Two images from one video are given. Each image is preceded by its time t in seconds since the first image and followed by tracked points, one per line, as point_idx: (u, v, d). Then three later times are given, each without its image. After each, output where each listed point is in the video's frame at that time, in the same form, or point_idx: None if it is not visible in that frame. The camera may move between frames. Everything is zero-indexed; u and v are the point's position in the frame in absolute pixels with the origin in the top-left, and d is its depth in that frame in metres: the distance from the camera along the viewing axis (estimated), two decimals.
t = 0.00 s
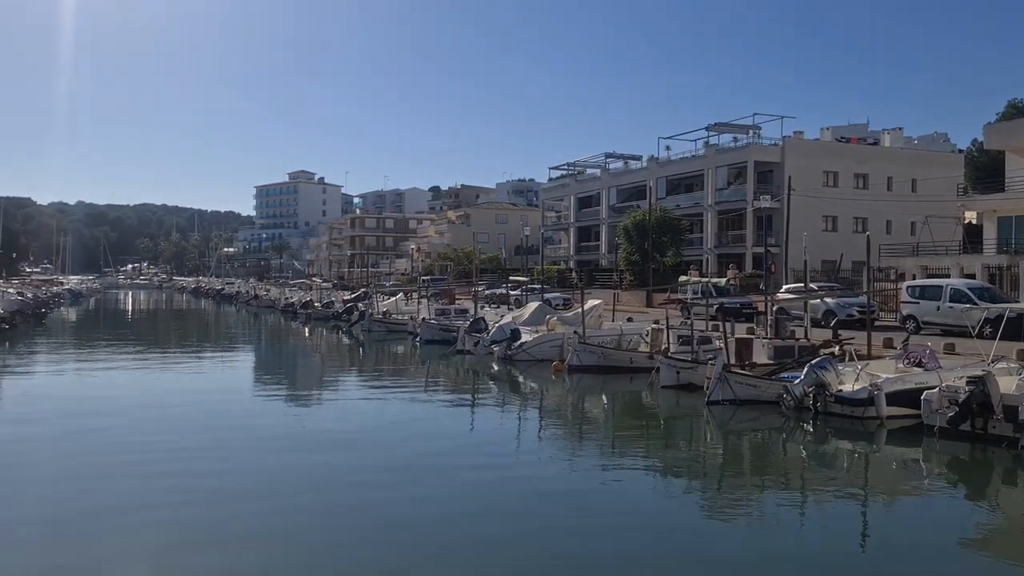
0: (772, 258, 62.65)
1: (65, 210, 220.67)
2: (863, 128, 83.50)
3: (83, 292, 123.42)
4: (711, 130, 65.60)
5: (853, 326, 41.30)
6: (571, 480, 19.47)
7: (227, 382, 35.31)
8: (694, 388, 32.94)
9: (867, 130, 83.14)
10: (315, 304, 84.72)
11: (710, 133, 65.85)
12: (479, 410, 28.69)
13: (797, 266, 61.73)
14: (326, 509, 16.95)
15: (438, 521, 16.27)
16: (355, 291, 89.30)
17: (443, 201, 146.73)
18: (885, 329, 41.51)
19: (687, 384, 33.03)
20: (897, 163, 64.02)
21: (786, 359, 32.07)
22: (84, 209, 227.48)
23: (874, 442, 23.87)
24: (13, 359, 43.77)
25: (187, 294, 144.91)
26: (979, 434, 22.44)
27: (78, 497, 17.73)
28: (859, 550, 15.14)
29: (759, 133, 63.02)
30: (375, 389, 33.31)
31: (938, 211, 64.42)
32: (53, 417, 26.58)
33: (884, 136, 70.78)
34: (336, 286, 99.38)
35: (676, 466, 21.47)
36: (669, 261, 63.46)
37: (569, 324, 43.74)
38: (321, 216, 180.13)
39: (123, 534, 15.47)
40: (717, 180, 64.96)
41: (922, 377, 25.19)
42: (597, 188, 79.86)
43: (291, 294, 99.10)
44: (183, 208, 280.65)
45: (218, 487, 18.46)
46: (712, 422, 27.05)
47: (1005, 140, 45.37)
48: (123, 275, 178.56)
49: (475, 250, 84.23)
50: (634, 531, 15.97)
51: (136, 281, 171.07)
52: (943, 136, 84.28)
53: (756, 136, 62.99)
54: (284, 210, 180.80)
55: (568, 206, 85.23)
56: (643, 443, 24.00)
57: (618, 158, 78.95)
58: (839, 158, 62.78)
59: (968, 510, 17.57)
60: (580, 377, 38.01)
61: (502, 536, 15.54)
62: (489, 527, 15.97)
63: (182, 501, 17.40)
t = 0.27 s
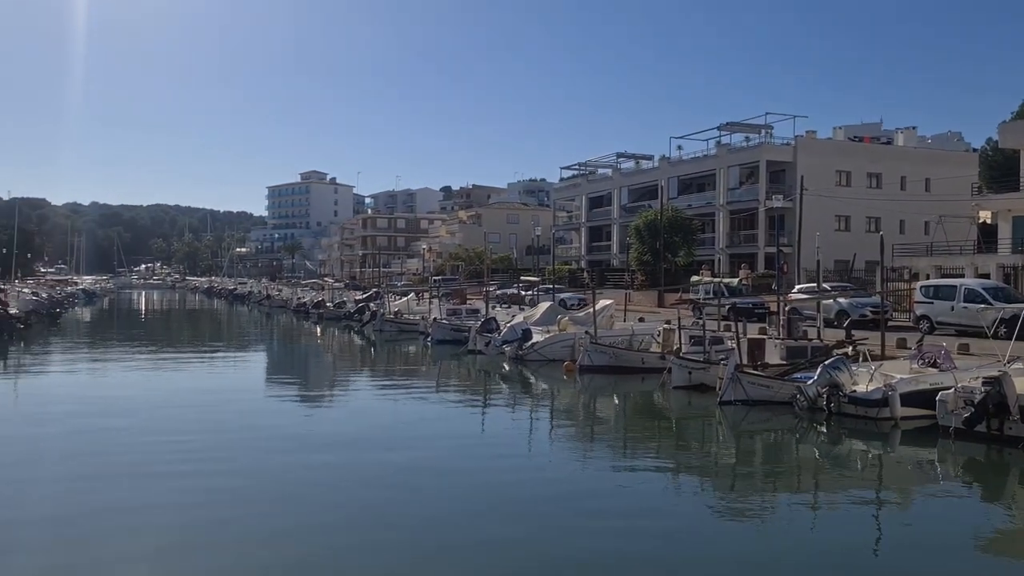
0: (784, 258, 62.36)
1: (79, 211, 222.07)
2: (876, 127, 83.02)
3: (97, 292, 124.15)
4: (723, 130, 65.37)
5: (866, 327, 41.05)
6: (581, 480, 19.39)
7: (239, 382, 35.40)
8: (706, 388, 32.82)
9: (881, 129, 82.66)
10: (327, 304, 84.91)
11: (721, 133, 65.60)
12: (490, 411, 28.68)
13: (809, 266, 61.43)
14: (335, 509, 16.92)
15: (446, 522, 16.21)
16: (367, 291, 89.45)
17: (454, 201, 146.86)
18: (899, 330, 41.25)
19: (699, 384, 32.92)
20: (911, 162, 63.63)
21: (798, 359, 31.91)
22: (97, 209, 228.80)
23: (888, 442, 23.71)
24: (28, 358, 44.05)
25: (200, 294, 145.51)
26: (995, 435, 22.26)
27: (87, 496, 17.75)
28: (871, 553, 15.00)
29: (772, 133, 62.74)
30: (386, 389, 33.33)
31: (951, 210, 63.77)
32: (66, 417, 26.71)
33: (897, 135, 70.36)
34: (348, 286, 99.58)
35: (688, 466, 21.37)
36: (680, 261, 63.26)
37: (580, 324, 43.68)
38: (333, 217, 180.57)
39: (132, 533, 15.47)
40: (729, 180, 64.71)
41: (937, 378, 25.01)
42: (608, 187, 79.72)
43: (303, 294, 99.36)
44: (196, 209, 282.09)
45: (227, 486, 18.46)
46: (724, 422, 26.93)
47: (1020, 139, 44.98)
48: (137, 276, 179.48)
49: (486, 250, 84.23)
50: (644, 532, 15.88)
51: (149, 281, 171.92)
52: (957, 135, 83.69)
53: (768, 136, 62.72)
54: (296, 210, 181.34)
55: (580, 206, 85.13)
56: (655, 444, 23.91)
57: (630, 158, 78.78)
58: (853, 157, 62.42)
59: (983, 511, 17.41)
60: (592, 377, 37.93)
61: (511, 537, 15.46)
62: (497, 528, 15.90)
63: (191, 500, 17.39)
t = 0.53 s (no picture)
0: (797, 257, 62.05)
1: (95, 211, 223.63)
2: (890, 126, 82.48)
3: (112, 293, 124.96)
4: (736, 129, 65.10)
5: (880, 327, 40.76)
6: (593, 480, 19.31)
7: (252, 382, 35.51)
8: (719, 389, 32.67)
9: (895, 128, 82.15)
10: (340, 304, 85.13)
11: (734, 132, 65.33)
12: (502, 411, 28.65)
13: (823, 266, 61.08)
14: (347, 509, 16.90)
15: (458, 522, 16.17)
16: (379, 292, 89.59)
17: (466, 202, 146.98)
18: (914, 330, 40.93)
19: (711, 384, 32.78)
20: (925, 162, 63.17)
21: (812, 359, 31.73)
22: (112, 209, 230.27)
23: (903, 443, 23.54)
24: (44, 358, 44.35)
25: (214, 294, 146.19)
26: (1012, 437, 22.08)
27: (101, 496, 17.79)
28: (886, 553, 14.86)
29: (785, 132, 62.43)
30: (398, 390, 33.35)
31: (967, 209, 63.53)
32: (80, 416, 26.83)
33: (912, 134, 69.87)
34: (360, 286, 99.83)
35: (701, 467, 21.27)
36: (693, 261, 63.05)
37: (593, 324, 43.59)
38: (345, 217, 181.08)
39: (145, 534, 15.47)
40: (742, 179, 64.42)
41: (953, 378, 24.79)
42: (621, 187, 79.54)
43: (316, 294, 99.65)
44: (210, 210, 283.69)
45: (239, 486, 18.47)
46: (738, 423, 26.78)
47: None
48: (151, 276, 180.48)
49: (498, 250, 84.24)
50: (655, 531, 15.79)
51: (164, 282, 172.85)
52: (972, 134, 83.04)
53: (782, 135, 62.40)
54: (309, 211, 181.97)
55: (592, 206, 84.99)
56: (667, 444, 23.81)
57: (642, 157, 78.60)
58: (866, 155, 62.00)
59: (999, 513, 17.24)
60: (604, 377, 37.85)
61: (522, 537, 15.40)
62: (510, 529, 15.83)
63: (203, 500, 17.40)
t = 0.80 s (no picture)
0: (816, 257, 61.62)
1: (115, 211, 225.59)
2: (910, 125, 81.74)
3: (132, 292, 125.96)
4: (754, 128, 64.72)
5: (900, 327, 40.40)
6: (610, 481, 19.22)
7: (270, 381, 35.71)
8: (737, 389, 32.52)
9: (915, 126, 81.40)
10: (357, 304, 85.38)
11: (752, 131, 64.97)
12: (519, 410, 28.65)
13: (842, 266, 60.63)
14: (365, 509, 16.89)
15: (476, 522, 16.15)
16: (396, 291, 89.80)
17: (482, 201, 147.02)
18: (934, 330, 40.54)
19: (729, 385, 32.63)
20: (945, 160, 62.54)
21: (831, 360, 31.48)
22: (131, 210, 232.11)
23: (924, 445, 23.31)
24: (65, 357, 44.75)
25: (233, 294, 147.06)
26: None
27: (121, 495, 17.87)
28: (908, 556, 14.69)
29: (803, 131, 62.00)
30: (415, 389, 33.40)
31: (988, 208, 62.90)
32: (100, 414, 27.06)
33: (932, 133, 69.19)
34: (377, 286, 100.10)
35: (719, 467, 21.15)
36: (710, 261, 62.77)
37: (609, 324, 43.48)
38: (362, 217, 181.68)
39: (165, 533, 15.51)
40: (759, 178, 64.06)
41: (975, 379, 24.53)
42: (638, 187, 79.31)
43: (333, 294, 99.99)
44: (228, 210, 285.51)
45: (258, 485, 18.51)
46: (756, 424, 26.65)
47: None
48: (170, 276, 181.82)
49: (514, 250, 84.24)
50: (673, 532, 15.71)
51: (183, 281, 174.06)
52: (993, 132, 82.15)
53: (800, 134, 61.98)
54: (326, 210, 182.71)
55: (609, 205, 84.77)
56: (685, 445, 23.68)
57: (660, 157, 78.28)
58: (886, 154, 61.45)
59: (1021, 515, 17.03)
60: (621, 377, 37.76)
61: (540, 538, 15.36)
62: (527, 529, 15.77)
63: (219, 500, 17.45)
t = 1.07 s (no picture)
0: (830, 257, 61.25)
1: (130, 212, 227.11)
2: (925, 123, 81.12)
3: (147, 292, 126.75)
4: (768, 128, 64.41)
5: (916, 328, 40.10)
6: (623, 481, 19.17)
7: (283, 380, 35.82)
8: (751, 390, 32.35)
9: (931, 125, 80.75)
10: (370, 303, 85.58)
11: (766, 131, 64.66)
12: (531, 411, 28.60)
13: (856, 266, 60.24)
14: (377, 510, 16.86)
15: (487, 523, 16.10)
16: (409, 291, 89.90)
17: (495, 201, 147.06)
18: (950, 331, 40.20)
19: (743, 385, 32.47)
20: (961, 160, 62.03)
21: (846, 360, 31.27)
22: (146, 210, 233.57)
23: (941, 446, 23.10)
24: (82, 355, 45.11)
25: (246, 294, 147.67)
26: None
27: (133, 494, 17.85)
28: (923, 558, 14.58)
29: (817, 130, 61.66)
30: (427, 389, 33.41)
31: (1005, 208, 62.37)
32: (114, 413, 27.19)
33: (948, 132, 68.65)
34: (390, 286, 100.26)
35: (733, 468, 21.05)
36: (723, 261, 62.53)
37: (622, 324, 43.37)
38: (375, 217, 182.13)
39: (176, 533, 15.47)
40: (773, 178, 63.77)
41: (992, 380, 24.28)
42: (651, 186, 79.11)
43: (347, 293, 100.23)
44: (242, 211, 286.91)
45: (270, 485, 18.53)
46: (770, 424, 26.49)
47: None
48: (185, 275, 182.82)
49: (527, 250, 84.20)
50: (686, 533, 15.63)
51: (197, 281, 174.96)
52: (1010, 131, 81.44)
53: (814, 133, 61.64)
54: (339, 210, 183.25)
55: (622, 205, 84.59)
56: (698, 445, 23.57)
57: (673, 156, 78.05)
58: (901, 154, 61.00)
59: None
60: (634, 377, 37.65)
61: (551, 538, 15.32)
62: (537, 530, 15.75)
63: (228, 499, 17.48)
